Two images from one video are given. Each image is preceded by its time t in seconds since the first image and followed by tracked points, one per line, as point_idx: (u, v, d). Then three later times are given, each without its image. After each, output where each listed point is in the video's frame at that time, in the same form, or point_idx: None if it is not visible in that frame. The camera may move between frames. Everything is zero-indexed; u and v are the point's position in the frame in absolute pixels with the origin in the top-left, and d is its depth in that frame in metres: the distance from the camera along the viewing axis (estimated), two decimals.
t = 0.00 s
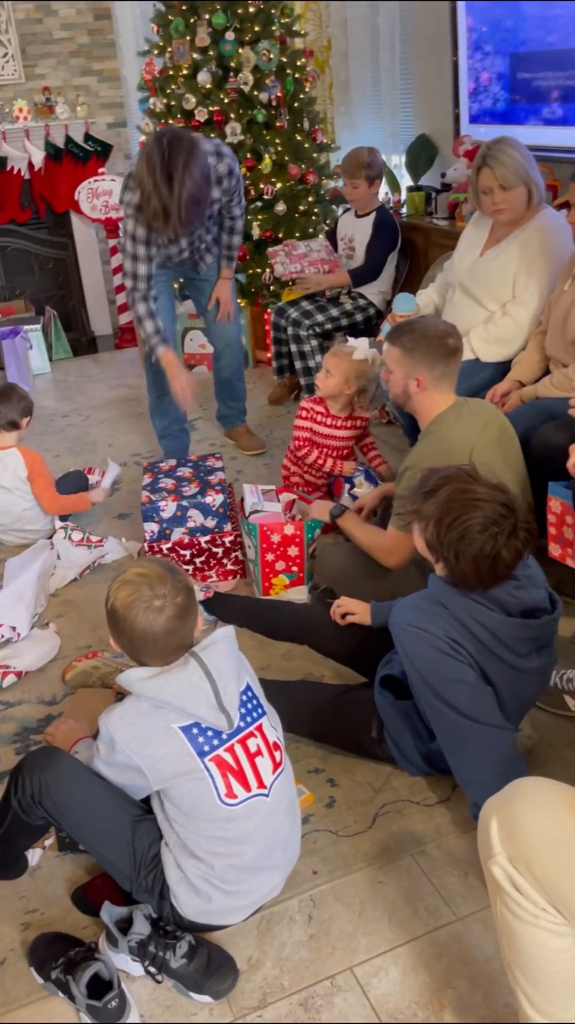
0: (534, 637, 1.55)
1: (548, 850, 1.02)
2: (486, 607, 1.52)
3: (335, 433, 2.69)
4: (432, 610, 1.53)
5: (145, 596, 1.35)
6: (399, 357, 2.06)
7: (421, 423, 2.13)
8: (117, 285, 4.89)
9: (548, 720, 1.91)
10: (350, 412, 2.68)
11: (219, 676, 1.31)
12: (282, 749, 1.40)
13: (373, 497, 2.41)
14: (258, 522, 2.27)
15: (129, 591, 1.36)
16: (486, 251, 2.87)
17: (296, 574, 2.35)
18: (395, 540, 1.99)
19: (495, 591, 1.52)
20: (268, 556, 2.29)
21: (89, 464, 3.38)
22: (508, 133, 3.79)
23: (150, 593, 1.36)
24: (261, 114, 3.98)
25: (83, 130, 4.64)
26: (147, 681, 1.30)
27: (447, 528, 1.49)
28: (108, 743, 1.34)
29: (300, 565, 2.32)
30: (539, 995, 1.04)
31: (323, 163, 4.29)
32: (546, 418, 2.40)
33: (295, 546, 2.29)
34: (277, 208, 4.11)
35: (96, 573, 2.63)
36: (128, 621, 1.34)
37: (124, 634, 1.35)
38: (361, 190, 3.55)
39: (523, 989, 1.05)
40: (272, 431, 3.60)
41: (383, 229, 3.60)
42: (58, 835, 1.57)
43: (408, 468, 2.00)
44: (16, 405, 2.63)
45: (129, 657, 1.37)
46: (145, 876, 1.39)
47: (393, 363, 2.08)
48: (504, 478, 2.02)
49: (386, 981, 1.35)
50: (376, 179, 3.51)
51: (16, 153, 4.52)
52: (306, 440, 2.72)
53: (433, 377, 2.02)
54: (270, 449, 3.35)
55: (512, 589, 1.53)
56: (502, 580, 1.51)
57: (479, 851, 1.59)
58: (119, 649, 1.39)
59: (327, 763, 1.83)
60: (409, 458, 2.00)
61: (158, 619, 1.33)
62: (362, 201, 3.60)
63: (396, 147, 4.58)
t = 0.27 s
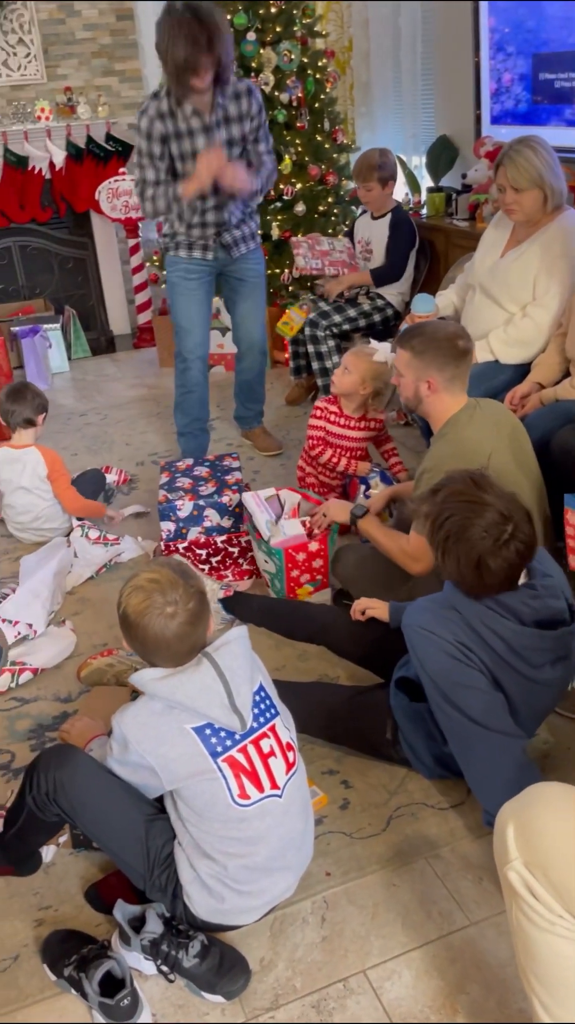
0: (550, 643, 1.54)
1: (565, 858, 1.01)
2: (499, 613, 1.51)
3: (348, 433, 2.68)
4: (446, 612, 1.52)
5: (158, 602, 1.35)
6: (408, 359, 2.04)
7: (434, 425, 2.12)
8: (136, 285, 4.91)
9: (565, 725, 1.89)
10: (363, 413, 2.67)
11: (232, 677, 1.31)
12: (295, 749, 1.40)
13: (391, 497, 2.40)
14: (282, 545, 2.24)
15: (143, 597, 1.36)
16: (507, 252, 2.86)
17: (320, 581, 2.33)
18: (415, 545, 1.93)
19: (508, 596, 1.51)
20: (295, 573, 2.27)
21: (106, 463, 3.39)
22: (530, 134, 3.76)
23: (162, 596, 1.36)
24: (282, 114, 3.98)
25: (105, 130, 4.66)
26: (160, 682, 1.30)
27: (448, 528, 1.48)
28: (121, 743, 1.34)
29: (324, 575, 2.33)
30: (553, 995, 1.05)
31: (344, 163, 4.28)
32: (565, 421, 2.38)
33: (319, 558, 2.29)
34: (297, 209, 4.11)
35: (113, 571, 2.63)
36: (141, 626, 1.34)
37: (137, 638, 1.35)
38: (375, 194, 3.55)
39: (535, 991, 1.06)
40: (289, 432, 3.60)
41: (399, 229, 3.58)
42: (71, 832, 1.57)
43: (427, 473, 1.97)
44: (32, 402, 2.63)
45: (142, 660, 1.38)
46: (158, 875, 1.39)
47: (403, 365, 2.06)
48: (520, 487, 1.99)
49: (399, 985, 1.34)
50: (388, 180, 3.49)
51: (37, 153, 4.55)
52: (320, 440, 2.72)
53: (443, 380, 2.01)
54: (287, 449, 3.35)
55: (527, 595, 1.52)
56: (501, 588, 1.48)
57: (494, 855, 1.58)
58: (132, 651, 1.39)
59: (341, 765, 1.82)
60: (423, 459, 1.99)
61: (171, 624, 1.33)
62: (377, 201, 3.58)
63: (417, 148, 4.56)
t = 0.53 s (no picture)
0: (570, 654, 1.53)
1: None
2: (522, 620, 1.50)
3: (360, 436, 2.67)
4: (468, 619, 1.50)
5: (166, 610, 1.35)
6: (420, 366, 2.02)
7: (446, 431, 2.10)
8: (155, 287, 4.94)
9: None
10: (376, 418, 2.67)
11: (240, 687, 1.29)
12: (310, 756, 1.39)
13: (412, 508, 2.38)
14: (301, 549, 2.22)
15: (149, 606, 1.35)
16: (530, 253, 2.84)
17: (342, 582, 2.34)
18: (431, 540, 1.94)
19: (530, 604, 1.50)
20: (316, 578, 2.26)
21: (125, 463, 3.40)
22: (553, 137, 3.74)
23: (170, 602, 1.36)
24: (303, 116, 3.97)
25: (126, 132, 4.67)
26: (168, 690, 1.30)
27: (465, 526, 1.47)
28: (132, 748, 1.34)
29: (346, 575, 2.32)
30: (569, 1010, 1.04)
31: (365, 165, 4.26)
32: None
33: (339, 558, 2.27)
34: (317, 211, 4.11)
35: (130, 571, 2.64)
36: (149, 634, 1.34)
37: (146, 646, 1.36)
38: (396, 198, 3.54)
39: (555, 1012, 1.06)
40: (307, 434, 3.59)
41: (422, 231, 3.57)
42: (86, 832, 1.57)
43: (442, 474, 1.96)
44: (50, 404, 2.65)
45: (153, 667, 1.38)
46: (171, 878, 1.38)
47: (415, 370, 2.04)
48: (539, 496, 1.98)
49: (413, 992, 1.33)
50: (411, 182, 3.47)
51: (60, 154, 4.59)
52: (331, 441, 2.70)
53: (455, 383, 1.98)
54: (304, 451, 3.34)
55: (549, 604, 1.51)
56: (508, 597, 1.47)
57: (510, 863, 1.57)
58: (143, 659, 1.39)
59: (357, 769, 1.81)
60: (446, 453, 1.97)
61: (178, 632, 1.33)
62: (399, 204, 3.56)
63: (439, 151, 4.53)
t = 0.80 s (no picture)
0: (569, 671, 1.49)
1: None
2: (516, 636, 1.47)
3: (377, 439, 2.66)
4: (462, 627, 1.51)
5: (181, 610, 1.36)
6: (432, 375, 2.03)
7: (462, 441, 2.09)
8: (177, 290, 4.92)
9: None
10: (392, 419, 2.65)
11: (263, 685, 1.30)
12: (330, 758, 1.39)
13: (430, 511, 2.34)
14: (315, 550, 2.20)
15: (165, 606, 1.37)
16: (554, 260, 2.83)
17: (361, 588, 2.29)
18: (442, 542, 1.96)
19: (523, 620, 1.46)
20: (332, 581, 2.23)
21: (145, 467, 3.41)
22: None
23: (186, 603, 1.36)
24: (326, 122, 3.98)
25: (150, 137, 4.72)
26: (189, 691, 1.31)
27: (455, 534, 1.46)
28: (153, 750, 1.34)
29: (363, 580, 2.28)
30: None
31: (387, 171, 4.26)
32: None
33: (355, 560, 2.25)
34: (339, 216, 4.12)
35: (149, 574, 2.64)
36: (166, 636, 1.35)
37: (164, 648, 1.36)
38: (413, 204, 3.53)
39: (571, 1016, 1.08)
40: (327, 440, 3.59)
41: (440, 237, 3.55)
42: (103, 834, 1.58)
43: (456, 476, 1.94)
44: (73, 407, 2.67)
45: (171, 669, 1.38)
46: (191, 881, 1.39)
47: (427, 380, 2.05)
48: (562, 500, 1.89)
49: (430, 1000, 1.32)
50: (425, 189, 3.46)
51: (84, 159, 4.63)
52: (346, 442, 2.71)
53: (467, 392, 1.99)
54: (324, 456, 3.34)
55: (545, 623, 1.46)
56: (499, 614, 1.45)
57: (528, 872, 1.56)
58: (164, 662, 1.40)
59: (374, 776, 1.81)
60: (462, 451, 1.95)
61: (194, 632, 1.33)
62: (416, 211, 3.56)
63: (461, 157, 4.51)
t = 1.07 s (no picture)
0: None
1: None
2: (529, 651, 1.45)
3: (394, 442, 2.67)
4: (477, 638, 1.50)
5: (192, 613, 1.36)
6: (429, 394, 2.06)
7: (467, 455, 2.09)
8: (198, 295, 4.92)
9: None
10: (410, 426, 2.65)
11: (274, 689, 1.30)
12: (345, 765, 1.39)
13: (444, 509, 2.35)
14: (334, 555, 2.21)
15: (177, 609, 1.38)
16: None
17: (379, 595, 2.30)
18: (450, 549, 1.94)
19: (539, 633, 1.44)
20: (351, 587, 2.24)
21: (164, 471, 3.42)
22: None
23: (199, 606, 1.37)
24: (349, 129, 3.98)
25: (173, 143, 4.74)
26: (202, 695, 1.31)
27: (475, 544, 1.47)
28: (167, 752, 1.35)
29: (381, 587, 2.29)
30: None
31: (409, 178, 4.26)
32: None
33: (374, 566, 2.25)
34: (361, 223, 4.12)
35: (167, 578, 2.65)
36: (178, 640, 1.36)
37: (177, 652, 1.37)
38: (415, 216, 3.49)
39: None
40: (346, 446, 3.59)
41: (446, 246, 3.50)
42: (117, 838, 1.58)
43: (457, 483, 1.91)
44: (95, 411, 2.69)
45: (185, 672, 1.38)
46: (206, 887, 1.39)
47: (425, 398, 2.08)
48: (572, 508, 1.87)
49: (446, 1012, 1.32)
50: (425, 200, 3.43)
51: (107, 165, 4.65)
52: (362, 448, 2.72)
53: (466, 406, 2.00)
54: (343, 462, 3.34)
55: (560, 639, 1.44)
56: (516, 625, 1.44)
57: (546, 885, 1.55)
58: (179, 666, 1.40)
59: (391, 784, 1.80)
60: (468, 458, 1.92)
61: (205, 636, 1.34)
62: (419, 222, 3.52)
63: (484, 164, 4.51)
